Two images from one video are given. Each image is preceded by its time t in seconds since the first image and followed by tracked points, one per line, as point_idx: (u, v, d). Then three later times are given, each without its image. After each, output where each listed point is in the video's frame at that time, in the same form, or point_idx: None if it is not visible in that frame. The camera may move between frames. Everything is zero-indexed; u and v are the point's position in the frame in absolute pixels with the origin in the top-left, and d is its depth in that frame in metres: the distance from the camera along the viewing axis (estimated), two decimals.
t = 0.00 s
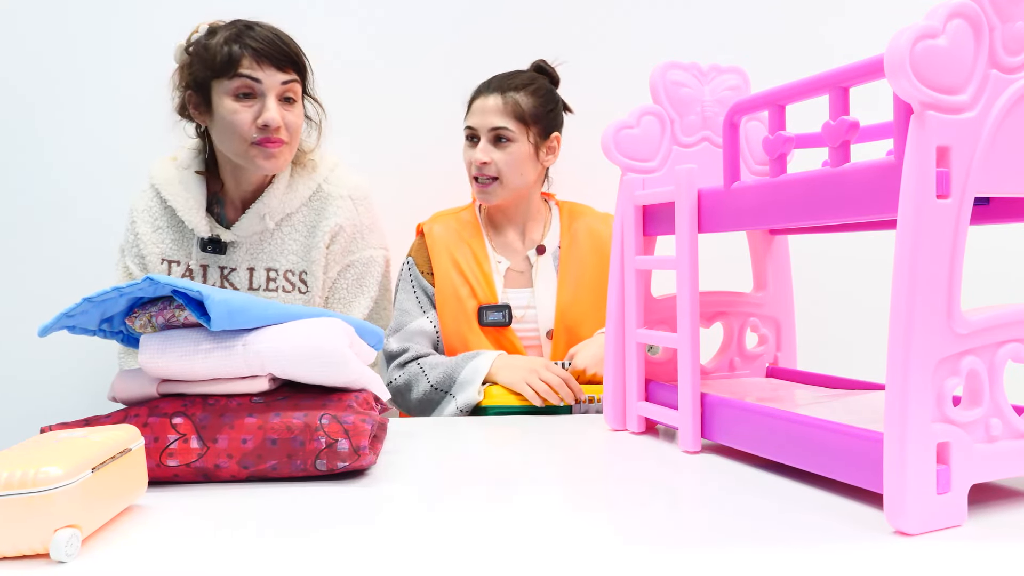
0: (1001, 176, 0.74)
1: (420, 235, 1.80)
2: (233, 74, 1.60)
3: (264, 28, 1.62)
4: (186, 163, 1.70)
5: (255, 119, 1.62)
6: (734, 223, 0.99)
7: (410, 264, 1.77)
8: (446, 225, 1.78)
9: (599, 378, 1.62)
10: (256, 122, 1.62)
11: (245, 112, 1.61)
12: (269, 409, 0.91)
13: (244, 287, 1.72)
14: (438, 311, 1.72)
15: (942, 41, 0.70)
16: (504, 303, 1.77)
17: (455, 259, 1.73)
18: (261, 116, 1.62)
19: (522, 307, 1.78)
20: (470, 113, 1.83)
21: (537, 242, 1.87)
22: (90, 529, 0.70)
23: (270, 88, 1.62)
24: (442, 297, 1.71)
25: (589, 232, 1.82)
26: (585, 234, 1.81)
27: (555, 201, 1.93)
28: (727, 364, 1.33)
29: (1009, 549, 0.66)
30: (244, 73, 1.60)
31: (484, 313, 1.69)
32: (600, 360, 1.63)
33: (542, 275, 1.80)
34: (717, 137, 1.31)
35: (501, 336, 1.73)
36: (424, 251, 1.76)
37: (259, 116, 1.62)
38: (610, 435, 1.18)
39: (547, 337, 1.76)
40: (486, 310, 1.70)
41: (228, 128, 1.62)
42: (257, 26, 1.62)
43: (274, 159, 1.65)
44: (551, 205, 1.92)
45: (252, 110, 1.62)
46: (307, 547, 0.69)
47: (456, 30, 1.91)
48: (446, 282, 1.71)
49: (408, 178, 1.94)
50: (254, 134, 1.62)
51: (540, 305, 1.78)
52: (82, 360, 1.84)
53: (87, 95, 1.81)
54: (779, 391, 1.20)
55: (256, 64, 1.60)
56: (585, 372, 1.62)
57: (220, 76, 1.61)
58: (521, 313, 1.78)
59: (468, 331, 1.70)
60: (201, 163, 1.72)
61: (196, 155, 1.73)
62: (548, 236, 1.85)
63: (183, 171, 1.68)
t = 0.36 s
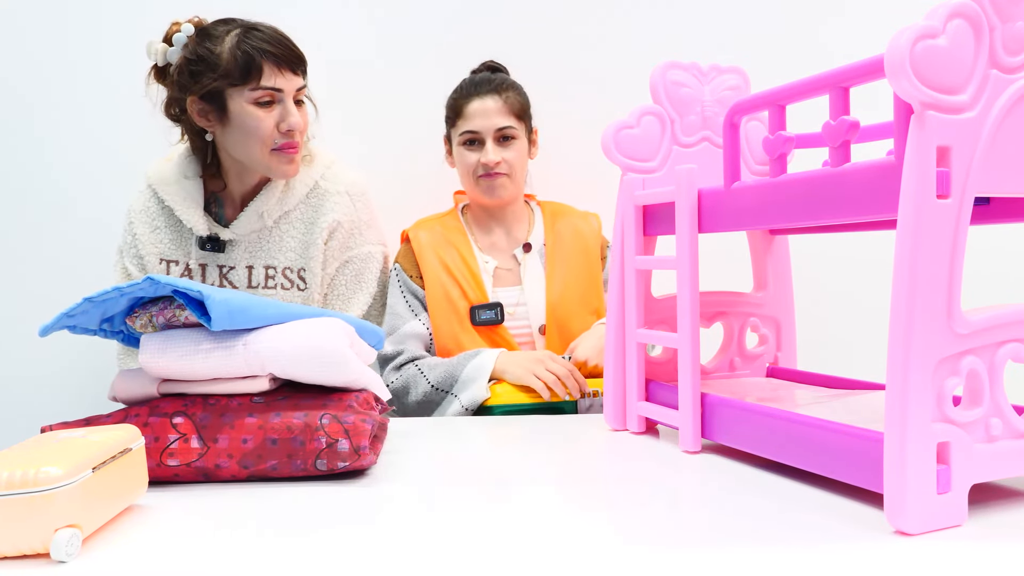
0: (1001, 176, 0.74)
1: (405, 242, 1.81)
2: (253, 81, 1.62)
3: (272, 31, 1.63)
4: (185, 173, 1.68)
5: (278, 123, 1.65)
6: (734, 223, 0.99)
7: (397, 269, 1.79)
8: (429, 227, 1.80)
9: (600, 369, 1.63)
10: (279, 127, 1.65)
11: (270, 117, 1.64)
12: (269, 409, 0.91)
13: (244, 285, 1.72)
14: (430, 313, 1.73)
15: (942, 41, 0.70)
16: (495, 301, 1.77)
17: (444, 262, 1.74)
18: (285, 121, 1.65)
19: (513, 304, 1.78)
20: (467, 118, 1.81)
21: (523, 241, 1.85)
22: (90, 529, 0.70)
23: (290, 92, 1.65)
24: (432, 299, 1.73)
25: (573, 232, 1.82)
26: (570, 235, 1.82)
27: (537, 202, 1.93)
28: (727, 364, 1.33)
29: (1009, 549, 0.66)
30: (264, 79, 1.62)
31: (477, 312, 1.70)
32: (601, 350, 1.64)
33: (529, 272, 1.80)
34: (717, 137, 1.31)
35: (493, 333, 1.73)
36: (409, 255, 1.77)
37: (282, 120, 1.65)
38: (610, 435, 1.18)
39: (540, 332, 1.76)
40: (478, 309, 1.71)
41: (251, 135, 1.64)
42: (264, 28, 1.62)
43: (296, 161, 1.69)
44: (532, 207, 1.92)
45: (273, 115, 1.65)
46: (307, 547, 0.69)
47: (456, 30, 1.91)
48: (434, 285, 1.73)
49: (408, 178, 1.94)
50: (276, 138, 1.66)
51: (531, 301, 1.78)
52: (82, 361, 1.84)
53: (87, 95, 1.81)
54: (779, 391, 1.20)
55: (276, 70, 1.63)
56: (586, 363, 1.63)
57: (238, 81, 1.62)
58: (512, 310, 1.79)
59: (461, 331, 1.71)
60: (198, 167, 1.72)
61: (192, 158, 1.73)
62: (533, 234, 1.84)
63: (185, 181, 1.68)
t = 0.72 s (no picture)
0: (1001, 176, 0.74)
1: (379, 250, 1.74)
2: (247, 82, 1.61)
3: (266, 31, 1.63)
4: (175, 168, 1.68)
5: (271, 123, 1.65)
6: (734, 223, 0.99)
7: (373, 280, 1.72)
8: (404, 233, 1.73)
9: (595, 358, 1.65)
10: (271, 128, 1.65)
11: (262, 118, 1.64)
12: (268, 409, 0.91)
13: (237, 284, 1.71)
14: (418, 325, 1.67)
15: (942, 41, 0.70)
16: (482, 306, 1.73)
17: (425, 268, 1.68)
18: (277, 122, 1.65)
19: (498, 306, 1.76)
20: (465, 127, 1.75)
21: (498, 238, 1.84)
22: (90, 529, 0.70)
23: (283, 94, 1.65)
24: (420, 309, 1.66)
25: (542, 223, 1.83)
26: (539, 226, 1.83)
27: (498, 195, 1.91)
28: (727, 363, 1.33)
29: (1010, 549, 0.66)
30: (258, 81, 1.62)
31: (468, 320, 1.64)
32: (591, 338, 1.67)
33: (511, 271, 1.78)
34: (717, 137, 1.31)
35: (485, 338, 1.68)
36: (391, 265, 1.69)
37: (274, 121, 1.66)
38: (610, 435, 1.18)
39: (529, 330, 1.75)
40: (469, 317, 1.64)
41: (239, 134, 1.64)
42: (258, 29, 1.62)
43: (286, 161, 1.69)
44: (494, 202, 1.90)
45: (266, 117, 1.65)
46: (308, 547, 0.69)
47: (456, 30, 1.91)
48: (420, 295, 1.66)
49: (408, 177, 1.94)
50: (265, 138, 1.65)
51: (516, 299, 1.76)
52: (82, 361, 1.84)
53: (88, 95, 1.81)
54: (779, 390, 1.20)
55: (270, 72, 1.62)
56: (579, 355, 1.65)
57: (232, 81, 1.61)
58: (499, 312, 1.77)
59: (455, 343, 1.65)
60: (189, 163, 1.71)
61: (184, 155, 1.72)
62: (506, 230, 1.83)
63: (175, 176, 1.68)
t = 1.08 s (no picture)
0: (1001, 177, 0.74)
1: (377, 249, 1.63)
2: (238, 84, 1.58)
3: (258, 33, 1.60)
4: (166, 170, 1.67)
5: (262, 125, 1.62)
6: (734, 223, 0.99)
7: (378, 283, 1.59)
8: (405, 230, 1.64)
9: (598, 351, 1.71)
10: (263, 130, 1.62)
11: (253, 121, 1.61)
12: (268, 409, 0.91)
13: (231, 284, 1.69)
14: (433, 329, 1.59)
15: (942, 41, 0.70)
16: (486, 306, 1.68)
17: (432, 267, 1.61)
18: (270, 125, 1.62)
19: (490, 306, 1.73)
20: (447, 108, 1.65)
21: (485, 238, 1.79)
22: (91, 529, 0.70)
23: (276, 96, 1.62)
24: (432, 311, 1.59)
25: (518, 221, 1.84)
26: (517, 225, 1.83)
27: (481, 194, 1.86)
28: (727, 364, 1.33)
29: (1010, 548, 0.66)
30: (251, 84, 1.59)
31: (479, 321, 1.60)
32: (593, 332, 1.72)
33: (502, 268, 1.76)
34: (717, 137, 1.31)
35: (490, 338, 1.64)
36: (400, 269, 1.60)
37: (266, 123, 1.62)
38: (610, 435, 1.18)
39: (522, 327, 1.72)
40: (480, 317, 1.61)
41: (231, 137, 1.61)
42: (250, 30, 1.59)
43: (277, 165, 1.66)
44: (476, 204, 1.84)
45: (258, 119, 1.62)
46: (308, 547, 0.69)
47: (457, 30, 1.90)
48: (431, 296, 1.59)
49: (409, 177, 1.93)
50: (257, 140, 1.63)
51: (510, 297, 1.74)
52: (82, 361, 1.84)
53: (87, 95, 1.80)
54: (779, 390, 1.20)
55: (264, 75, 1.60)
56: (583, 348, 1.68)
57: (223, 84, 1.59)
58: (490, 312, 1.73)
59: (469, 344, 1.61)
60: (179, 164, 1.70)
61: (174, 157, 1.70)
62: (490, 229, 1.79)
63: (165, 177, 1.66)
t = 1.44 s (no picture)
0: (1001, 176, 0.74)
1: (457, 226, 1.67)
2: (216, 64, 1.54)
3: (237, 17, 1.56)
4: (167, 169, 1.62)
5: (240, 104, 1.56)
6: (735, 223, 0.99)
7: (451, 257, 1.65)
8: (488, 214, 1.68)
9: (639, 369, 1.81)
10: (243, 110, 1.55)
11: (229, 99, 1.54)
12: (268, 409, 0.91)
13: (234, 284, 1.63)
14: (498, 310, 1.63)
15: (942, 41, 0.70)
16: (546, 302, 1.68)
17: (507, 252, 1.66)
18: (248, 103, 1.55)
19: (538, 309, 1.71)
20: (550, 112, 1.66)
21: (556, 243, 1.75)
22: (90, 529, 0.70)
23: (253, 74, 1.55)
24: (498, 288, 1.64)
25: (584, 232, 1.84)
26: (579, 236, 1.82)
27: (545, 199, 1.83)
28: (727, 364, 1.33)
29: (1009, 548, 0.66)
30: (224, 63, 1.54)
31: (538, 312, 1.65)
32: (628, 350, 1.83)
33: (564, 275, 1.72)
34: (717, 137, 1.31)
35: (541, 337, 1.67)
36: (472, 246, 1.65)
37: (244, 102, 1.55)
38: (610, 435, 1.18)
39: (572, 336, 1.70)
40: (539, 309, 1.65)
41: (212, 122, 1.56)
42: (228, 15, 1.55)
43: (266, 146, 1.60)
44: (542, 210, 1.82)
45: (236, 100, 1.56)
46: (309, 548, 0.69)
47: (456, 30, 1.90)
48: (499, 274, 1.64)
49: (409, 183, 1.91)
50: (239, 122, 1.57)
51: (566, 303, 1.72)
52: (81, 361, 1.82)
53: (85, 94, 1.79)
54: (780, 390, 1.20)
55: (236, 53, 1.54)
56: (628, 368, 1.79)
57: (201, 67, 1.54)
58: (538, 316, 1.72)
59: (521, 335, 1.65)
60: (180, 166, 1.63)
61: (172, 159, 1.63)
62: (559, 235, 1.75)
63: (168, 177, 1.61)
